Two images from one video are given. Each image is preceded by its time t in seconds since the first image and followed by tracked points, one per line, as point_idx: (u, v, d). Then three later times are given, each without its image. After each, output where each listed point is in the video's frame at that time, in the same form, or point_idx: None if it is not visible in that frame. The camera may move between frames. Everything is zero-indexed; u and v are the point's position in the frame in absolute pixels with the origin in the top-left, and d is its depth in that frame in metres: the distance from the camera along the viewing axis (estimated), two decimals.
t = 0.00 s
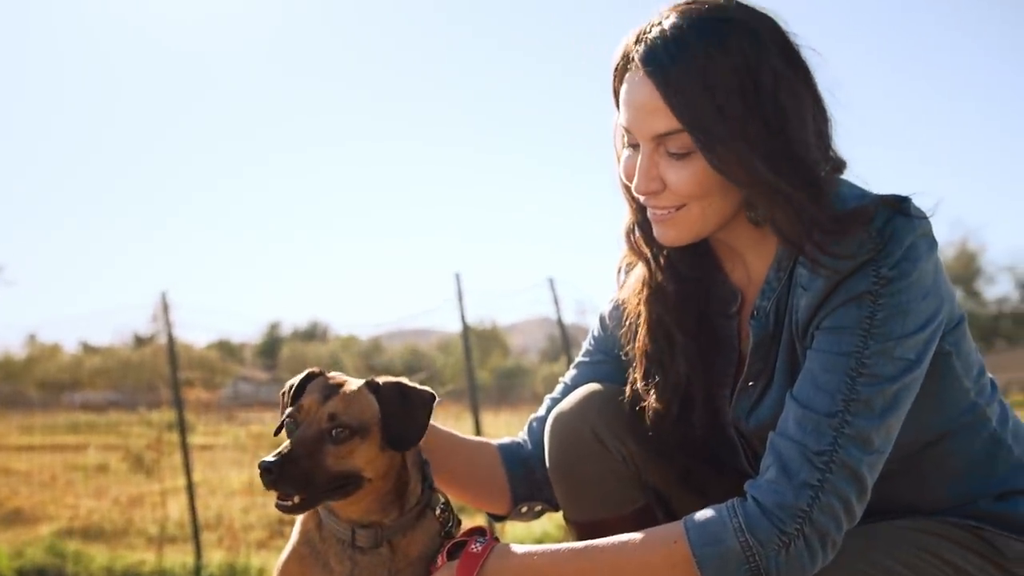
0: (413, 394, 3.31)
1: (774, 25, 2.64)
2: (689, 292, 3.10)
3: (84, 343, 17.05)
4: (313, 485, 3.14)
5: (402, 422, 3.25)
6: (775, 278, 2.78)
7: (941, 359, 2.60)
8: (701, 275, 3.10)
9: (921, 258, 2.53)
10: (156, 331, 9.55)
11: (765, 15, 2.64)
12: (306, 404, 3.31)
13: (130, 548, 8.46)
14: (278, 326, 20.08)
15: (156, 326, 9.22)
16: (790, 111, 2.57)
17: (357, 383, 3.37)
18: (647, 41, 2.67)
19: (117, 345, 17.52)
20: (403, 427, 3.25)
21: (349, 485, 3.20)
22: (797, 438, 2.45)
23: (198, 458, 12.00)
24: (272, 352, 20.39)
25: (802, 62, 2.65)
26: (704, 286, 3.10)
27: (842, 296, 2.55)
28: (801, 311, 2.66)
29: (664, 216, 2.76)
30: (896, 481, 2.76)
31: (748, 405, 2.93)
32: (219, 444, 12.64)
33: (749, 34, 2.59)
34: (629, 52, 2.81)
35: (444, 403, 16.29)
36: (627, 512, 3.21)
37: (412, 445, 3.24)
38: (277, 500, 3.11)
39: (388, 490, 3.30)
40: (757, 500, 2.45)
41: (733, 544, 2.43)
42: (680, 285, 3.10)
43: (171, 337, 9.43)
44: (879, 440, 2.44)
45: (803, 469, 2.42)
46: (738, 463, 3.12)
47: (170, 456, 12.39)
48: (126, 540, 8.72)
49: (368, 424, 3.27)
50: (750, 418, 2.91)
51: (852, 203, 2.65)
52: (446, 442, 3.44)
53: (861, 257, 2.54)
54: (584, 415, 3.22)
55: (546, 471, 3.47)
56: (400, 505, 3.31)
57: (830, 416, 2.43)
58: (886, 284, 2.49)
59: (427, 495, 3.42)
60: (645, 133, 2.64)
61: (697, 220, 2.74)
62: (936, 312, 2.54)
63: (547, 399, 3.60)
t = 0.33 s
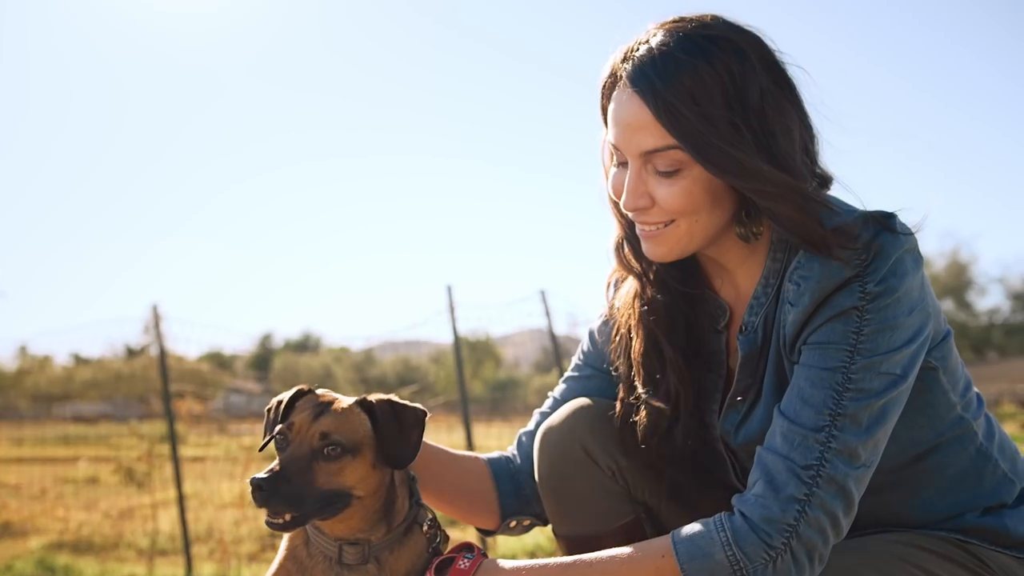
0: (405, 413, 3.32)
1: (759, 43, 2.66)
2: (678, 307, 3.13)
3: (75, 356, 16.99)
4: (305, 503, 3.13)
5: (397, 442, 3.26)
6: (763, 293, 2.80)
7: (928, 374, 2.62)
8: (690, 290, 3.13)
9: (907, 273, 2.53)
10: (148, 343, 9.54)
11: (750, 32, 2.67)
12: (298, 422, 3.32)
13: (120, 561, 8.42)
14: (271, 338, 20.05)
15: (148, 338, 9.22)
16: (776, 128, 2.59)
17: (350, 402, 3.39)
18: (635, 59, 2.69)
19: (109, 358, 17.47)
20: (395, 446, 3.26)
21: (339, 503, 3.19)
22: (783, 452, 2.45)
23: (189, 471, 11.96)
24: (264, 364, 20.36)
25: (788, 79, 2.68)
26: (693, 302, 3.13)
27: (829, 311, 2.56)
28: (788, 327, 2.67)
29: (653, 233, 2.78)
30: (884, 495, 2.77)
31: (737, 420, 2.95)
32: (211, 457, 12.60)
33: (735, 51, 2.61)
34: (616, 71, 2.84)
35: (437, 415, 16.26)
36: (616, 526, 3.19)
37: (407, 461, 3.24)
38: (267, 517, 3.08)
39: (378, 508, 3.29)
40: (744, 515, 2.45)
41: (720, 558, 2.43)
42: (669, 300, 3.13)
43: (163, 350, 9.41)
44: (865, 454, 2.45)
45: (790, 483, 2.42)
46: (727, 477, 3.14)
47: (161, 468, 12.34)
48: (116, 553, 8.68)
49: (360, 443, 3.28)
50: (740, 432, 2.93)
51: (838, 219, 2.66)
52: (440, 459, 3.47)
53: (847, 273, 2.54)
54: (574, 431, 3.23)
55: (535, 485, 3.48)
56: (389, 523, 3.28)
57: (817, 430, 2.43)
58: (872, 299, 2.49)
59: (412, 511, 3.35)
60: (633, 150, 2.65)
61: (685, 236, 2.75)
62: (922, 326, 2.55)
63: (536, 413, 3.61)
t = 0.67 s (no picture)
0: (387, 420, 3.32)
1: (743, 52, 2.68)
2: (666, 315, 3.15)
3: (64, 361, 16.95)
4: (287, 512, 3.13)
5: (379, 450, 3.24)
6: (749, 300, 2.81)
7: (912, 382, 2.64)
8: (678, 297, 3.15)
9: (891, 281, 2.53)
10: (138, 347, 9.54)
11: (735, 42, 2.69)
12: (279, 431, 3.32)
13: (108, 566, 8.39)
14: (261, 343, 20.02)
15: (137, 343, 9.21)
16: (760, 137, 2.61)
17: (332, 409, 3.40)
18: (620, 69, 2.71)
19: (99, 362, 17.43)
20: (378, 454, 3.25)
21: (322, 511, 3.19)
22: (768, 460, 2.46)
23: (178, 476, 11.93)
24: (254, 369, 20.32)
25: (772, 88, 2.69)
26: (681, 309, 3.15)
27: (813, 318, 2.55)
28: (773, 334, 2.68)
29: (640, 241, 2.80)
30: (867, 501, 2.79)
31: (724, 426, 2.97)
32: (200, 462, 12.57)
33: (719, 61, 2.63)
34: (602, 80, 2.86)
35: (428, 421, 16.25)
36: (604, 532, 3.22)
37: (389, 464, 3.23)
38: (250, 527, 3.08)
39: (360, 514, 3.26)
40: (729, 521, 2.47)
41: (704, 564, 2.44)
42: (657, 308, 3.14)
43: (152, 354, 9.40)
44: (849, 462, 2.46)
45: (774, 490, 2.43)
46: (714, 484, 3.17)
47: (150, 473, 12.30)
48: (104, 558, 8.66)
49: (342, 450, 3.28)
50: (726, 439, 2.96)
51: (823, 227, 2.67)
52: (425, 463, 3.48)
53: (831, 282, 2.54)
54: (560, 437, 3.22)
55: (519, 490, 3.52)
56: (373, 529, 3.25)
57: (801, 438, 2.44)
58: (855, 307, 2.49)
59: (397, 517, 3.35)
60: (619, 160, 2.67)
61: (672, 245, 2.77)
62: (906, 334, 2.55)
63: (522, 419, 3.62)
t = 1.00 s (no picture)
0: (368, 428, 3.29)
1: (725, 61, 2.70)
2: (652, 322, 3.16)
3: (54, 368, 16.89)
4: (265, 519, 3.09)
5: (359, 458, 3.23)
6: (735, 307, 2.82)
7: (898, 388, 2.66)
8: (664, 304, 3.16)
9: (876, 287, 2.52)
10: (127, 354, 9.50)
11: (719, 50, 2.70)
12: (259, 439, 3.29)
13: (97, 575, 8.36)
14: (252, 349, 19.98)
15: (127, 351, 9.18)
16: (744, 144, 2.62)
17: (313, 417, 3.37)
18: (604, 77, 2.72)
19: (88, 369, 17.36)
20: (360, 462, 3.23)
21: (301, 519, 3.17)
22: (753, 464, 2.47)
23: (168, 483, 11.90)
24: (245, 375, 20.27)
25: (755, 95, 2.71)
26: (669, 316, 3.16)
27: (800, 323, 2.55)
28: (759, 339, 2.69)
29: (626, 249, 2.81)
30: (853, 505, 2.81)
31: (711, 432, 2.99)
32: (190, 469, 12.53)
33: (702, 68, 2.64)
34: (586, 89, 2.87)
35: (419, 427, 16.22)
36: (593, 537, 3.24)
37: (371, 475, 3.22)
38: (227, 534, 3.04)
39: (341, 523, 3.24)
40: (715, 525, 2.48)
41: (691, 568, 2.46)
42: (643, 315, 3.16)
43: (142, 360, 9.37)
44: (834, 466, 2.46)
45: (760, 494, 2.43)
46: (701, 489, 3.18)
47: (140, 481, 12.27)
48: (93, 567, 8.62)
49: (321, 458, 3.26)
50: (713, 445, 2.97)
51: (808, 234, 2.68)
52: (405, 467, 3.48)
53: (816, 288, 2.54)
54: (548, 443, 3.22)
55: (504, 495, 3.55)
56: (356, 538, 3.25)
57: (787, 443, 2.44)
58: (841, 312, 2.49)
59: (381, 525, 3.34)
60: (604, 168, 2.69)
61: (657, 253, 2.79)
62: (892, 339, 2.54)
63: (509, 424, 3.62)
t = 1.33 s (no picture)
0: (359, 435, 3.29)
1: (712, 65, 2.72)
2: (642, 327, 3.17)
3: (46, 375, 16.84)
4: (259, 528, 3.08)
5: (353, 468, 3.23)
6: (725, 310, 2.83)
7: (887, 390, 2.67)
8: (654, 308, 3.17)
9: (865, 289, 2.53)
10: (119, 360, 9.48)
11: (705, 56, 2.72)
12: (251, 447, 3.26)
13: None
14: (245, 354, 19.95)
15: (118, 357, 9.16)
16: (731, 149, 2.63)
17: (304, 425, 3.35)
18: (591, 82, 2.73)
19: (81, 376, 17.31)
20: (349, 462, 3.24)
21: (295, 526, 3.16)
22: (743, 466, 2.48)
23: (161, 490, 11.87)
24: (238, 381, 20.24)
25: (742, 99, 2.72)
26: (658, 320, 3.17)
27: (790, 326, 2.56)
28: (749, 343, 2.70)
29: (615, 253, 2.82)
30: (844, 506, 2.82)
31: (702, 435, 3.00)
32: (183, 475, 12.50)
33: (688, 73, 2.65)
34: (573, 94, 2.88)
35: (413, 432, 16.22)
36: (581, 541, 3.26)
37: (361, 481, 3.23)
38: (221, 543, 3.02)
39: (332, 531, 3.25)
40: (705, 527, 2.48)
41: (681, 570, 2.46)
42: (633, 319, 3.17)
43: (134, 366, 9.35)
44: (824, 468, 2.48)
45: (750, 497, 2.44)
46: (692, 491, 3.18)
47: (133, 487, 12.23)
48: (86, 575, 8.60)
49: (313, 466, 3.24)
50: (704, 448, 2.98)
51: (796, 238, 2.70)
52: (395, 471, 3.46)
53: (806, 291, 2.55)
54: (537, 448, 3.24)
55: (496, 500, 3.57)
56: (343, 545, 3.26)
57: (777, 445, 2.45)
58: (830, 315, 2.50)
59: (370, 531, 3.35)
60: (591, 173, 2.70)
61: (646, 257, 2.80)
62: (881, 342, 2.55)
63: (501, 429, 3.63)
